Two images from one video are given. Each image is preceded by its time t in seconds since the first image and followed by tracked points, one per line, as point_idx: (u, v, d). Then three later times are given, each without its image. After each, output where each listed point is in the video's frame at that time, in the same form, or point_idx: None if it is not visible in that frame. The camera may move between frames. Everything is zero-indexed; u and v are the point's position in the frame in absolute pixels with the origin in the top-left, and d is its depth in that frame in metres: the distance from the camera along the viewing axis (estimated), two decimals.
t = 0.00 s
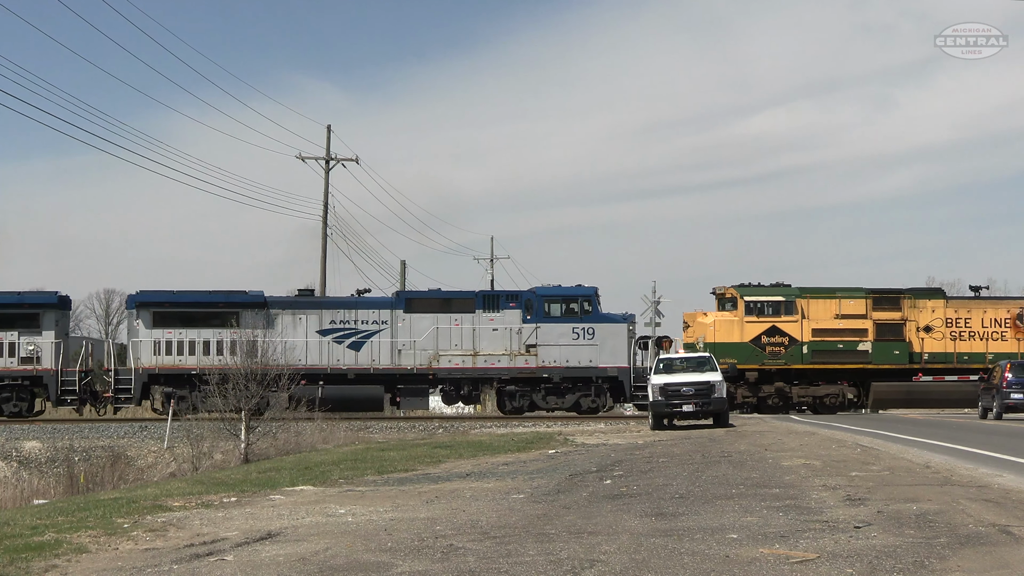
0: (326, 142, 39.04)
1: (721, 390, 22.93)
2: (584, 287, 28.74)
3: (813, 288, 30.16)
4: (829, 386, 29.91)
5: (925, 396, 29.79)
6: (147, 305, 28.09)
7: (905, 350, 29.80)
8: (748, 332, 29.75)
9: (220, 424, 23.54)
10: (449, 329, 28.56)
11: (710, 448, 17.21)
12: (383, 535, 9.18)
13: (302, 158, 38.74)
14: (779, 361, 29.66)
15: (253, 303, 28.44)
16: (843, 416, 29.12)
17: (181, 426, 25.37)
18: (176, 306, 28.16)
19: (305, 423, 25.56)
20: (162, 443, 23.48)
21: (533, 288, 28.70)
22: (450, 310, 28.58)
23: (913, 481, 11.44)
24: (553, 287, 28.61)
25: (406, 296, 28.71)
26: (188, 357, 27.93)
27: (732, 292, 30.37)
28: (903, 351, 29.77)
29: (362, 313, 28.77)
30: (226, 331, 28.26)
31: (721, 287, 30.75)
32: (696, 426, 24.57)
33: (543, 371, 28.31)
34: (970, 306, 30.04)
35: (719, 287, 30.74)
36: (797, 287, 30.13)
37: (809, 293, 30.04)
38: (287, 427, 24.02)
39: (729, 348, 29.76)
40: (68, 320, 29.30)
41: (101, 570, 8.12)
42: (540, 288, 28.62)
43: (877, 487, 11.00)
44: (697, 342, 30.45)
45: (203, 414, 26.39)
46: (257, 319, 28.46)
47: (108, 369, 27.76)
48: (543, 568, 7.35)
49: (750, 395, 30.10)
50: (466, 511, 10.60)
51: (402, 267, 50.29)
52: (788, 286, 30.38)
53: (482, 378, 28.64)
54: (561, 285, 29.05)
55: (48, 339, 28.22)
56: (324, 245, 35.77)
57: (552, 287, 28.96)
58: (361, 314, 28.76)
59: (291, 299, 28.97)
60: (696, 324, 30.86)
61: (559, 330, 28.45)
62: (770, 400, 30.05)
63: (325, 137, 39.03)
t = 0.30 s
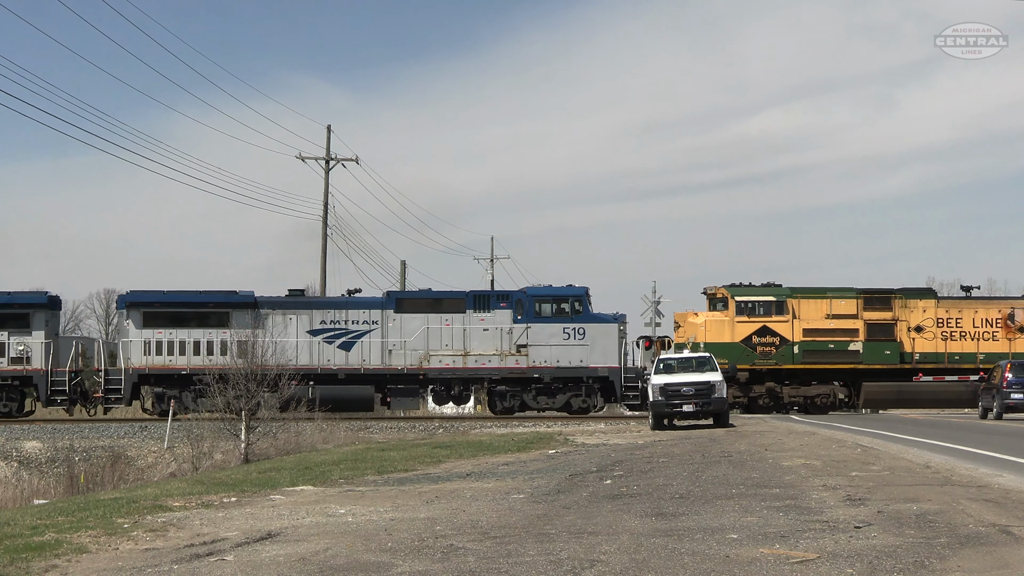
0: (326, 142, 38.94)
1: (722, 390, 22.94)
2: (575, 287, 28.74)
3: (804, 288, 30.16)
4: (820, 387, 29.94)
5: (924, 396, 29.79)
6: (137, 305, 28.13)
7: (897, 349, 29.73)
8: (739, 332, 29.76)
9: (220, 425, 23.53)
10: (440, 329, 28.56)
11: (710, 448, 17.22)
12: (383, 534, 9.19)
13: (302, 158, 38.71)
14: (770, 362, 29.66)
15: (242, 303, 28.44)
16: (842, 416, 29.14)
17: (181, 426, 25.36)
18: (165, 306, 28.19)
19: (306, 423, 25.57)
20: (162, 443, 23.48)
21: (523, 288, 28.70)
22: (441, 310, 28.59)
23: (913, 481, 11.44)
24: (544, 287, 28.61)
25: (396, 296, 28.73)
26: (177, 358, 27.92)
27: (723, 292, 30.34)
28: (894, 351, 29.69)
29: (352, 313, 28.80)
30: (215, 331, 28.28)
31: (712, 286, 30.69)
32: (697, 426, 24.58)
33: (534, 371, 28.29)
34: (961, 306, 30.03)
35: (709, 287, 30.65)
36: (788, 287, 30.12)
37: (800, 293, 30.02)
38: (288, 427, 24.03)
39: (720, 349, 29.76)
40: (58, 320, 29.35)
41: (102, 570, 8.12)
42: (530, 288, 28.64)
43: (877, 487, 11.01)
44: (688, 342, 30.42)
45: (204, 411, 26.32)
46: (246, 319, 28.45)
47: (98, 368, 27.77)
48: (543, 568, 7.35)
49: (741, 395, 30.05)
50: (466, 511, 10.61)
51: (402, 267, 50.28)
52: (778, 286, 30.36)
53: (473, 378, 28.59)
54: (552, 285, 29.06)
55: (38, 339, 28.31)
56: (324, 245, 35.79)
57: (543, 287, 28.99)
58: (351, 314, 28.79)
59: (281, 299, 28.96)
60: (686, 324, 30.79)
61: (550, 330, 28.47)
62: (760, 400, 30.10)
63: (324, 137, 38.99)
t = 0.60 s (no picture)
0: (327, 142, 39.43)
1: (721, 390, 22.94)
2: (565, 287, 28.78)
3: (795, 288, 30.11)
4: (811, 386, 29.90)
5: (923, 396, 29.79)
6: (127, 305, 28.14)
7: (887, 349, 29.77)
8: (729, 332, 29.74)
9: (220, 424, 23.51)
10: (430, 329, 28.59)
11: (710, 448, 17.22)
12: (383, 534, 9.19)
13: (302, 158, 38.73)
14: (760, 362, 29.65)
15: (233, 303, 28.46)
16: (841, 416, 29.14)
17: (181, 426, 25.35)
18: (155, 306, 28.21)
19: (306, 423, 25.58)
20: (162, 443, 23.47)
21: (514, 288, 28.73)
22: (431, 310, 28.60)
23: (912, 481, 11.44)
24: (534, 287, 28.65)
25: (387, 296, 28.73)
26: (167, 358, 27.97)
27: (714, 292, 30.28)
28: (885, 351, 29.73)
29: (342, 313, 28.79)
30: (206, 331, 28.38)
31: (703, 286, 30.67)
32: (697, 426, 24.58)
33: (524, 371, 28.31)
34: (951, 306, 30.07)
35: (701, 287, 30.60)
36: (778, 287, 30.11)
37: (791, 293, 29.97)
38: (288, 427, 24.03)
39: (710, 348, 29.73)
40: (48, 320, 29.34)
41: (102, 570, 8.12)
42: (520, 288, 28.66)
43: (877, 487, 11.01)
44: (677, 342, 30.28)
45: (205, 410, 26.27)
46: (236, 319, 28.48)
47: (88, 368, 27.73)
48: (543, 568, 7.35)
49: (731, 395, 29.94)
50: (466, 511, 10.60)
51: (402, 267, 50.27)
52: (769, 285, 30.31)
53: (463, 378, 28.58)
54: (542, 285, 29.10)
55: (28, 339, 28.31)
56: (324, 245, 35.80)
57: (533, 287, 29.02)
58: (341, 314, 28.77)
59: (272, 299, 28.94)
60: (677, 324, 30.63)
61: (540, 330, 28.50)
62: (751, 400, 30.10)
63: (324, 138, 39.00)
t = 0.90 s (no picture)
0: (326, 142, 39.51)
1: (721, 390, 22.94)
2: (556, 287, 28.71)
3: (785, 288, 30.13)
4: (802, 387, 29.84)
5: (922, 395, 29.71)
6: (117, 305, 28.08)
7: (878, 350, 29.80)
8: (720, 332, 29.73)
9: (220, 425, 23.48)
10: (420, 329, 28.56)
11: (710, 448, 17.21)
12: (383, 535, 9.19)
13: (302, 158, 38.76)
14: (751, 361, 29.66)
15: (224, 303, 28.54)
16: (840, 416, 29.13)
17: (181, 426, 25.35)
18: (145, 306, 28.19)
19: (306, 423, 25.57)
20: (162, 443, 23.47)
21: (505, 288, 28.69)
22: (421, 310, 28.58)
23: (912, 481, 11.44)
24: (525, 288, 28.58)
25: (377, 296, 28.69)
26: (157, 358, 27.97)
27: (705, 292, 30.33)
28: (876, 351, 29.77)
29: (333, 313, 28.77)
30: (196, 331, 28.41)
31: (693, 287, 30.72)
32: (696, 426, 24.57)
33: (515, 371, 28.31)
34: (943, 306, 30.03)
35: (692, 287, 30.61)
36: (769, 287, 30.10)
37: (781, 293, 29.99)
38: (288, 427, 24.03)
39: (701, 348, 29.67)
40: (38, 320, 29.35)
41: (102, 570, 8.12)
42: (511, 288, 28.61)
43: (877, 487, 11.01)
44: (668, 342, 30.12)
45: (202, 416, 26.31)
46: (227, 319, 28.55)
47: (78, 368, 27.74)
48: (543, 568, 7.35)
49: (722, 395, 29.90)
50: (466, 511, 10.61)
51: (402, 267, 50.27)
52: (760, 286, 30.33)
53: (453, 378, 28.64)
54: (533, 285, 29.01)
55: (18, 339, 28.31)
56: (325, 245, 35.82)
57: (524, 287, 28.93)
58: (332, 314, 28.76)
59: (262, 299, 28.92)
60: (668, 324, 30.54)
61: (531, 330, 28.47)
62: (742, 400, 30.01)
63: (324, 138, 39.00)
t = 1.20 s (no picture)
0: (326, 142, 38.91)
1: (721, 390, 22.94)
2: (547, 287, 28.73)
3: (776, 288, 30.10)
4: (792, 387, 29.94)
5: (923, 396, 29.75)
6: (107, 305, 28.08)
7: (869, 350, 29.74)
8: (711, 332, 29.69)
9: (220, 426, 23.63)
10: (411, 329, 28.56)
11: (710, 448, 17.23)
12: (383, 534, 9.19)
13: (302, 158, 38.73)
14: (742, 361, 29.64)
15: (214, 303, 28.51)
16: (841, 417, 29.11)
17: (181, 426, 25.37)
18: (135, 306, 28.17)
19: (306, 424, 25.59)
20: (162, 443, 23.48)
21: (495, 288, 28.69)
22: (412, 310, 28.57)
23: (912, 481, 11.45)
24: (515, 287, 28.61)
25: (368, 296, 28.64)
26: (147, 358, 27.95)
27: (695, 292, 30.24)
28: (867, 351, 29.70)
29: (323, 313, 28.71)
30: (187, 331, 28.39)
31: (684, 287, 30.54)
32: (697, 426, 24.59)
33: (505, 371, 28.31)
34: (934, 306, 30.02)
35: (682, 287, 30.46)
36: (760, 287, 30.05)
37: (772, 293, 29.95)
38: (288, 427, 24.02)
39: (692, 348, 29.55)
40: (26, 320, 29.32)
41: (102, 570, 8.13)
42: (502, 288, 28.63)
43: (877, 487, 11.01)
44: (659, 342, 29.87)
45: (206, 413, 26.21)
46: (217, 320, 28.53)
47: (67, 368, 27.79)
48: (543, 568, 7.35)
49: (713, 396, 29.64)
50: (466, 511, 10.61)
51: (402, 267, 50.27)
52: (751, 286, 30.29)
53: (444, 378, 28.65)
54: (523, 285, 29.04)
55: (7, 339, 28.27)
56: (325, 245, 35.81)
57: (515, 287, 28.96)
58: (322, 314, 28.69)
59: (252, 299, 28.86)
60: (658, 324, 30.46)
61: (522, 330, 28.48)
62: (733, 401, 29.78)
63: (324, 138, 39.02)
